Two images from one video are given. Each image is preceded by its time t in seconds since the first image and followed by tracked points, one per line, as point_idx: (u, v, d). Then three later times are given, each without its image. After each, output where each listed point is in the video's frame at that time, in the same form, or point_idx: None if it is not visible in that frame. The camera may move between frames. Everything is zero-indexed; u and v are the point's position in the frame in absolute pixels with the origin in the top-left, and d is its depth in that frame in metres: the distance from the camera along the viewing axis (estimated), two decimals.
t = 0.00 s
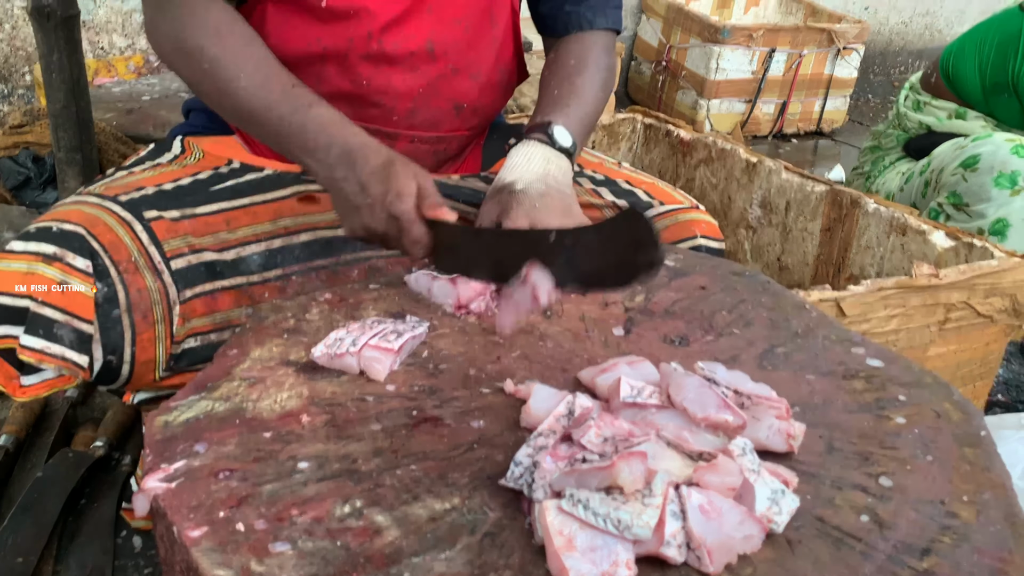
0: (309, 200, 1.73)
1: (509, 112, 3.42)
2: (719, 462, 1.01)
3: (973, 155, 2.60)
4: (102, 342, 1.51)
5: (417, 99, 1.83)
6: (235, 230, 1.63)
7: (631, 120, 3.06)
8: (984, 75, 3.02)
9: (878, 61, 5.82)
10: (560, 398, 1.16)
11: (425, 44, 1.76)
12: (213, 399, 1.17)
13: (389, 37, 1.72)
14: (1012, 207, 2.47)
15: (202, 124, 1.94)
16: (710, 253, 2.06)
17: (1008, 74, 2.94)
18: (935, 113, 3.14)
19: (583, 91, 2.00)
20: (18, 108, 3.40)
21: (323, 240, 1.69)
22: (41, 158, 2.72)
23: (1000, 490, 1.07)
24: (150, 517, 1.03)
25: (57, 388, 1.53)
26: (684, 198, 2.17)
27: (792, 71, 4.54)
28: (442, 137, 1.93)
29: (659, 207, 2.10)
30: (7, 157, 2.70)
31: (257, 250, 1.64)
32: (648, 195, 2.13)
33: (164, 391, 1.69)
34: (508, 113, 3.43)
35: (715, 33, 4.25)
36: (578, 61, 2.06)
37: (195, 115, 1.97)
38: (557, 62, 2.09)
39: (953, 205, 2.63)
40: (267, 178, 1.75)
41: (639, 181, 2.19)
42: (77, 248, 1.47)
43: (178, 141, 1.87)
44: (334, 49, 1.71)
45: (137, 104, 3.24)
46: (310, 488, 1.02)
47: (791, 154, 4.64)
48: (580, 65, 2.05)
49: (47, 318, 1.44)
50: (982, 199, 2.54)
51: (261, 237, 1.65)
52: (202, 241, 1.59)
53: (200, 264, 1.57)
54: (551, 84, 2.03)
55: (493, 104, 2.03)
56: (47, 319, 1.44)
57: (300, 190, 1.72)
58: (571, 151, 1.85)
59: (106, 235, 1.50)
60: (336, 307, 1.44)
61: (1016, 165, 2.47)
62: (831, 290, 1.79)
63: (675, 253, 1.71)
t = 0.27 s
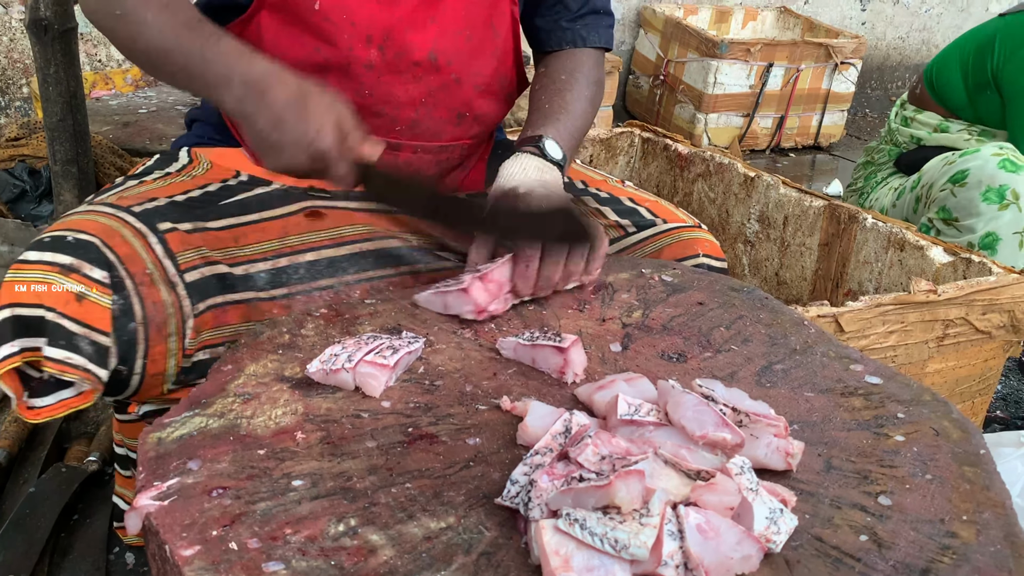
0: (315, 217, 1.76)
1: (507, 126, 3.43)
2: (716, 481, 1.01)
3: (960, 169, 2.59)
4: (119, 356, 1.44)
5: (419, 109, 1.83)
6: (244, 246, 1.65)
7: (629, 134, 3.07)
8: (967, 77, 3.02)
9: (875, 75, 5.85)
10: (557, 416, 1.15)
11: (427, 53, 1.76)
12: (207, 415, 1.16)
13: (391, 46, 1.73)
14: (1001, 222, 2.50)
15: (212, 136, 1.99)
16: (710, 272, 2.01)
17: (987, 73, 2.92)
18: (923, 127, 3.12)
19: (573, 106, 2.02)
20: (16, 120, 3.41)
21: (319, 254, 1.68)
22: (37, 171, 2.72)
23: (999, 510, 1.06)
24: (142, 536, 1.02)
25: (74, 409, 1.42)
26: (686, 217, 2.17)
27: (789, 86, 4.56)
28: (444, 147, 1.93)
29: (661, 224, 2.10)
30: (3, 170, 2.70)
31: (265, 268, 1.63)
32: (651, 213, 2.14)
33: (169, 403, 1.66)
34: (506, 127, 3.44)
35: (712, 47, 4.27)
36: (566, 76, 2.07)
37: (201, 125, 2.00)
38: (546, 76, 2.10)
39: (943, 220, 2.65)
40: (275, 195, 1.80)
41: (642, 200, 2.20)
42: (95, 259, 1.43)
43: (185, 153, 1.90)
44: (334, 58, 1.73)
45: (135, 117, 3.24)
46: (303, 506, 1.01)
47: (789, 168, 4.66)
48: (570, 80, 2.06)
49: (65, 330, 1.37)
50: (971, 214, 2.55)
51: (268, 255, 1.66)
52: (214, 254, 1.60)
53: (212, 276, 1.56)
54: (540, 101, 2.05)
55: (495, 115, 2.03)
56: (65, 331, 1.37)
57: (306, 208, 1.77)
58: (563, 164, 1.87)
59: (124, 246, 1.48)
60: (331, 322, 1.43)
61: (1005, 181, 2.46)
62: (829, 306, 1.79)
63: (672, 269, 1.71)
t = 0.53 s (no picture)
0: (302, 216, 1.72)
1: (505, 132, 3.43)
2: (713, 487, 1.01)
3: (947, 175, 2.58)
4: (90, 362, 1.45)
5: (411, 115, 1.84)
6: (226, 247, 1.63)
7: (628, 140, 3.07)
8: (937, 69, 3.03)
9: (874, 82, 5.86)
10: (553, 421, 1.15)
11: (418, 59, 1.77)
12: (202, 420, 1.16)
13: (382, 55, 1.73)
14: (988, 227, 2.50)
15: (195, 145, 1.95)
16: (700, 270, 2.05)
17: (956, 58, 2.92)
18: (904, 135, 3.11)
19: (573, 107, 2.04)
20: (14, 125, 3.41)
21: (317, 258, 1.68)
22: (35, 176, 2.72)
23: (997, 516, 1.05)
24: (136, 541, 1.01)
25: (41, 408, 1.46)
26: (677, 214, 2.17)
27: (788, 93, 4.57)
28: (435, 152, 1.95)
29: (651, 223, 2.10)
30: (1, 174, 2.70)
31: (248, 268, 1.63)
32: (641, 211, 2.14)
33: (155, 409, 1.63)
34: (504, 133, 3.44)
35: (711, 54, 4.28)
36: (564, 77, 2.09)
37: (188, 136, 1.97)
38: (544, 78, 2.11)
39: (932, 227, 2.66)
40: (262, 195, 1.74)
41: (632, 199, 2.19)
42: (65, 265, 1.45)
43: (170, 161, 1.87)
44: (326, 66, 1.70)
45: (133, 122, 3.24)
46: (298, 512, 1.01)
47: (788, 175, 4.66)
48: (568, 82, 2.08)
49: (33, 336, 1.40)
50: (959, 220, 2.55)
51: (250, 255, 1.65)
52: (192, 258, 1.58)
53: (190, 283, 1.56)
54: (542, 101, 2.06)
55: (486, 118, 2.04)
56: (34, 337, 1.40)
57: (291, 207, 1.72)
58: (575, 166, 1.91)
59: (95, 252, 1.49)
60: (328, 327, 1.43)
61: (992, 185, 2.46)
62: (827, 311, 1.79)
63: (669, 274, 1.71)
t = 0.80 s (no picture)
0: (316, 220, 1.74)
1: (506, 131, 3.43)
2: (714, 486, 1.01)
3: (944, 174, 2.58)
4: (109, 362, 1.44)
5: (424, 114, 1.82)
6: (243, 249, 1.61)
7: (629, 139, 3.07)
8: (930, 68, 3.06)
9: (875, 82, 5.86)
10: (554, 419, 1.14)
11: (430, 58, 1.76)
12: (202, 417, 1.15)
13: (395, 54, 1.71)
14: (987, 224, 2.49)
15: (209, 140, 1.95)
16: (713, 274, 2.02)
17: (946, 54, 2.95)
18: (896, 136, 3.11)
19: (584, 100, 2.03)
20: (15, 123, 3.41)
21: (316, 255, 1.66)
22: (35, 173, 2.72)
23: (1000, 516, 1.05)
24: (135, 540, 1.00)
25: (60, 411, 1.43)
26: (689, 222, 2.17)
27: (790, 92, 4.57)
28: (447, 151, 1.93)
29: (665, 228, 2.09)
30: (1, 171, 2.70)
31: (264, 270, 1.60)
32: (654, 215, 2.13)
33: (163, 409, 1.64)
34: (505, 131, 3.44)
35: (712, 53, 4.27)
36: (574, 70, 2.08)
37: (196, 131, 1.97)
38: (556, 71, 2.10)
39: (930, 225, 2.64)
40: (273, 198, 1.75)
41: (644, 203, 2.19)
42: (87, 266, 1.43)
43: (185, 157, 1.88)
44: (339, 66, 1.70)
45: (134, 120, 3.24)
46: (298, 510, 1.00)
47: (789, 174, 4.66)
48: (580, 75, 2.07)
49: (54, 337, 1.37)
50: (958, 217, 2.54)
51: (266, 257, 1.62)
52: (209, 260, 1.56)
53: (208, 284, 1.54)
54: (552, 95, 2.05)
55: (496, 117, 2.03)
56: (55, 339, 1.37)
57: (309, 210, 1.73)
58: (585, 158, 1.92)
59: (116, 252, 1.47)
60: (328, 325, 1.43)
61: (989, 182, 2.46)
62: (828, 310, 1.78)
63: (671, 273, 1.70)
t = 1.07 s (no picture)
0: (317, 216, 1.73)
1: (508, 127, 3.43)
2: (716, 483, 1.00)
3: (947, 172, 2.57)
4: (116, 360, 1.42)
5: (428, 113, 1.81)
6: (249, 243, 1.59)
7: (631, 136, 3.06)
8: (933, 66, 3.04)
9: (878, 80, 5.85)
10: (555, 416, 1.14)
11: (436, 57, 1.75)
12: (202, 414, 1.15)
13: (401, 52, 1.70)
14: (990, 222, 2.48)
15: (209, 136, 1.95)
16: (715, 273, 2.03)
17: (949, 55, 2.93)
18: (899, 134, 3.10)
19: (584, 105, 2.03)
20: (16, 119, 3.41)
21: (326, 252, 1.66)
22: (36, 169, 2.72)
23: (1003, 515, 1.05)
24: (134, 536, 1.00)
25: (66, 409, 1.40)
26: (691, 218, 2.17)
27: (792, 89, 4.55)
28: (450, 151, 1.93)
29: (668, 225, 2.09)
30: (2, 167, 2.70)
31: (269, 265, 1.60)
32: (658, 214, 2.12)
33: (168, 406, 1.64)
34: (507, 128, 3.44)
35: (715, 50, 4.26)
36: (575, 77, 2.08)
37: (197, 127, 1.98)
38: (554, 78, 2.10)
39: (933, 223, 2.64)
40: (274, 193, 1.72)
41: (648, 201, 2.18)
42: (94, 262, 1.41)
43: (186, 153, 1.87)
44: (344, 64, 1.68)
45: (135, 116, 3.23)
46: (298, 506, 1.00)
47: (791, 172, 4.65)
48: (580, 80, 2.07)
49: (62, 335, 1.35)
50: (960, 215, 2.53)
51: (272, 251, 1.61)
52: (215, 254, 1.55)
53: (213, 280, 1.53)
54: (552, 101, 2.05)
55: (499, 116, 2.02)
56: (63, 336, 1.35)
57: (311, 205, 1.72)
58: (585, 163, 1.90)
59: (124, 249, 1.45)
60: (329, 321, 1.42)
61: (992, 180, 2.45)
62: (830, 308, 1.78)
63: (673, 270, 1.69)
